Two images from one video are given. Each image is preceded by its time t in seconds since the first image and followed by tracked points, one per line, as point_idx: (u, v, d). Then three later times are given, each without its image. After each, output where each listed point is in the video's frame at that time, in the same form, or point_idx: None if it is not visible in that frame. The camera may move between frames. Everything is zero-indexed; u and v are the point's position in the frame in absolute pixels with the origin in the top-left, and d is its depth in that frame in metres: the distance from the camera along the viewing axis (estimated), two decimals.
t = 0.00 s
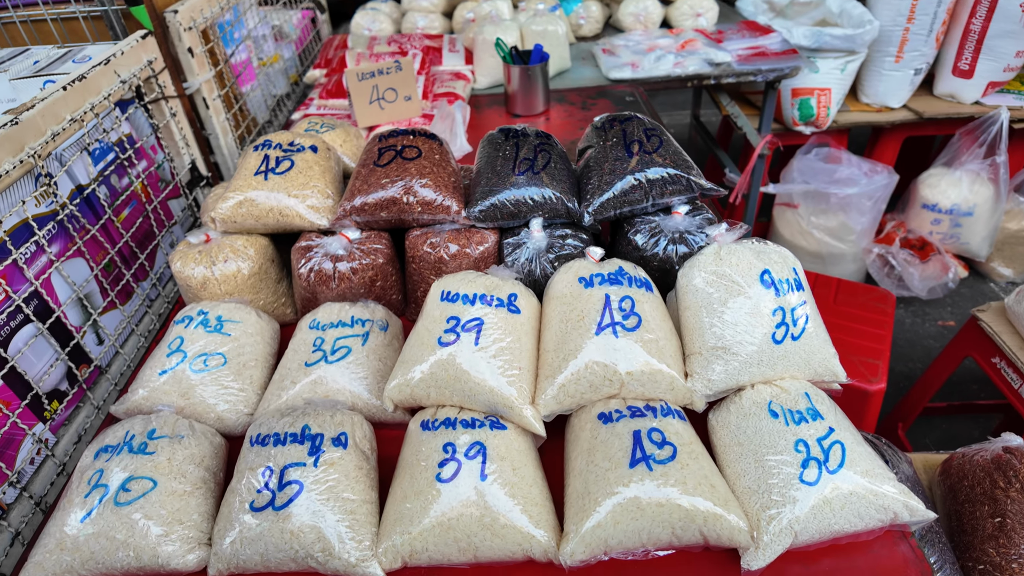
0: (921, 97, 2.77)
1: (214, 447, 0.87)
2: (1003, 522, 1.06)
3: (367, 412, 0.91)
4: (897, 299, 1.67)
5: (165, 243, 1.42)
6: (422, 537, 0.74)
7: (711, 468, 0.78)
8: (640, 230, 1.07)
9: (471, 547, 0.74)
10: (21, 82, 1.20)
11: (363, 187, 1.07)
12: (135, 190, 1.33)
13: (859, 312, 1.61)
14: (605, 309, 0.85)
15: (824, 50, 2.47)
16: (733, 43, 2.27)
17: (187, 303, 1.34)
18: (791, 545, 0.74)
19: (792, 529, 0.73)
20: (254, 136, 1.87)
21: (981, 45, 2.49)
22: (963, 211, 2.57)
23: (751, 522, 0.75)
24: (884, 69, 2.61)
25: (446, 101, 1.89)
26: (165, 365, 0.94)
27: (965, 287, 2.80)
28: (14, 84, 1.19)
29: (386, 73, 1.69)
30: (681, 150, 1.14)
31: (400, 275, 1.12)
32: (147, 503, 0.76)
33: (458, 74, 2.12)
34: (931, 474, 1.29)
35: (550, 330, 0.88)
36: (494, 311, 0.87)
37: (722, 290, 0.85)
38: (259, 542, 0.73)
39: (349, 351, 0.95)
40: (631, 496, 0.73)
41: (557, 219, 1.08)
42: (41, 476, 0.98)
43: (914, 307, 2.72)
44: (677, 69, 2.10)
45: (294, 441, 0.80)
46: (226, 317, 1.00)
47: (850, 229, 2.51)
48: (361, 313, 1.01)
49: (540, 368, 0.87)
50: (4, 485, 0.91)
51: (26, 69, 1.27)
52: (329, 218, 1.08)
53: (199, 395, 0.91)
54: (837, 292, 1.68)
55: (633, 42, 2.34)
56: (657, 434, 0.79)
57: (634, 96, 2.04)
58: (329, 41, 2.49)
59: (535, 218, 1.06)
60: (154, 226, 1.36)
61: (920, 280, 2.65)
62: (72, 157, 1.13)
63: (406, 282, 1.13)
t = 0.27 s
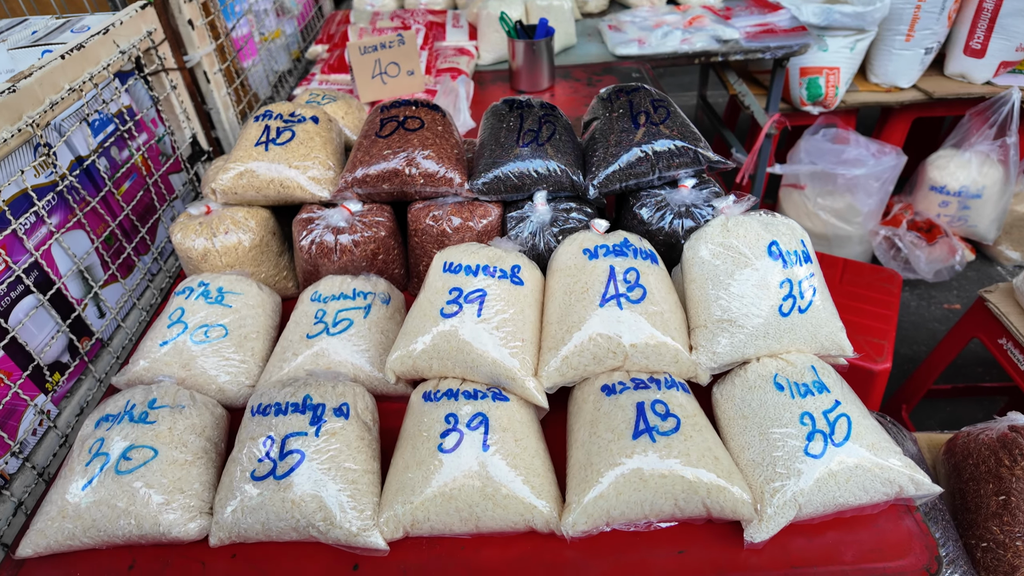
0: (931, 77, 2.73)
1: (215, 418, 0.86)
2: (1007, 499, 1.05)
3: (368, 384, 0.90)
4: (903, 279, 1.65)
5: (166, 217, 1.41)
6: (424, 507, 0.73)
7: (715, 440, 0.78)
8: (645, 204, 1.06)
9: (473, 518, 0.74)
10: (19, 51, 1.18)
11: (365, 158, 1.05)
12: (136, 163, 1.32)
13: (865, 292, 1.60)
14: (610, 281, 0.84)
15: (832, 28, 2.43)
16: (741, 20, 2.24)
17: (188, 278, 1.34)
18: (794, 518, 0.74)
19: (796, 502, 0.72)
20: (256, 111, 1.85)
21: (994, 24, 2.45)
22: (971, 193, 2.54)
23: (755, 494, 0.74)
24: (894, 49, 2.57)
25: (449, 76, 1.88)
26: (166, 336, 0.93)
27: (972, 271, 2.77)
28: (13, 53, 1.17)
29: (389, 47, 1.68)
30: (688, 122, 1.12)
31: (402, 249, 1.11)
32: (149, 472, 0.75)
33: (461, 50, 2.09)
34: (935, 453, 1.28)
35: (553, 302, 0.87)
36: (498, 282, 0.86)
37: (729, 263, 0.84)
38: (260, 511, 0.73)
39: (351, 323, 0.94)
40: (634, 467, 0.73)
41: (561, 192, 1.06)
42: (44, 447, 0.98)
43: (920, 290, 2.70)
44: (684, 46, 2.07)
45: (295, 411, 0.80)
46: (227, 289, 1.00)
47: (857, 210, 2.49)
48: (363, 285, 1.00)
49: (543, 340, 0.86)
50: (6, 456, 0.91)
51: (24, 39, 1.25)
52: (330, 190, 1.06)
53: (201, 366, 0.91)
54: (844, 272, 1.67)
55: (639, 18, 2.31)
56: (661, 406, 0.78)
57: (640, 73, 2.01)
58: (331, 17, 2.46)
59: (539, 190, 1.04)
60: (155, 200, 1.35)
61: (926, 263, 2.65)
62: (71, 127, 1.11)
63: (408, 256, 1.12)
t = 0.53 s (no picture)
0: (938, 65, 2.71)
1: (217, 406, 0.86)
2: (1009, 490, 1.05)
3: (370, 373, 0.90)
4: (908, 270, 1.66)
5: (167, 204, 1.40)
6: (425, 496, 0.73)
7: (716, 430, 0.77)
8: (648, 192, 1.05)
9: (473, 507, 0.74)
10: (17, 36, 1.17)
11: (366, 146, 1.05)
12: (136, 150, 1.31)
13: (867, 281, 1.61)
14: (611, 270, 0.84)
15: (838, 16, 2.40)
16: (746, 7, 2.21)
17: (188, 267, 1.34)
18: (795, 508, 0.74)
19: (797, 493, 0.72)
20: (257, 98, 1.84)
21: (1004, 11, 2.41)
22: (976, 183, 2.53)
23: (756, 485, 0.74)
24: (901, 37, 2.55)
25: (451, 63, 1.87)
26: (167, 324, 0.93)
27: (976, 261, 2.76)
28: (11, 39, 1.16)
29: (390, 33, 1.66)
30: (692, 109, 1.11)
31: (403, 238, 1.10)
32: (150, 460, 0.76)
33: (463, 36, 2.07)
34: (937, 444, 1.28)
35: (555, 292, 0.87)
36: (499, 271, 0.85)
37: (731, 253, 0.84)
38: (260, 499, 0.73)
39: (352, 312, 0.94)
40: (635, 457, 0.73)
41: (563, 180, 1.05)
42: (46, 435, 0.98)
43: (924, 280, 2.69)
44: (688, 32, 2.05)
45: (296, 400, 0.80)
46: (228, 277, 0.99)
47: (861, 200, 2.48)
48: (365, 274, 0.99)
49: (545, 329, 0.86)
50: (7, 443, 0.92)
51: (22, 24, 1.24)
52: (331, 177, 1.06)
53: (201, 355, 0.90)
54: (847, 262, 1.67)
55: (644, 4, 2.28)
56: (662, 396, 0.78)
57: (644, 61, 1.99)
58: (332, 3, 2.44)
59: (541, 179, 1.04)
60: (155, 187, 1.35)
61: (930, 253, 2.61)
62: (70, 114, 1.11)
63: (409, 245, 1.12)
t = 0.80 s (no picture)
0: (943, 56, 2.68)
1: (215, 400, 0.86)
2: (1010, 487, 1.05)
3: (368, 367, 0.90)
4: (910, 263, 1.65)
5: (166, 196, 1.40)
6: (423, 491, 0.73)
7: (715, 426, 0.77)
8: (649, 185, 1.04)
9: (471, 502, 0.74)
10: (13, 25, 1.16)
11: (365, 138, 1.04)
12: (135, 141, 1.30)
13: (870, 276, 1.60)
14: (611, 265, 0.83)
15: (844, 6, 2.39)
16: None
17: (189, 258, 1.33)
18: (794, 505, 0.73)
19: (796, 489, 0.72)
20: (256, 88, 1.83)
21: (1011, 2, 2.38)
22: (981, 176, 2.51)
23: (754, 481, 0.74)
24: (906, 27, 2.52)
25: (452, 53, 1.85)
26: (165, 317, 0.93)
27: (979, 254, 2.75)
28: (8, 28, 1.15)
29: (390, 23, 1.65)
30: (695, 102, 1.09)
31: (402, 231, 1.10)
32: (148, 454, 0.76)
33: (465, 26, 2.05)
34: (938, 439, 1.28)
35: (554, 286, 0.86)
36: (498, 266, 0.85)
37: (732, 248, 0.83)
38: (258, 494, 0.73)
39: (351, 306, 0.93)
40: (634, 453, 0.72)
41: (564, 173, 1.05)
42: (45, 427, 0.98)
43: (926, 274, 2.68)
44: (692, 23, 2.03)
45: (294, 394, 0.80)
46: (226, 270, 0.99)
47: (864, 192, 2.46)
48: (363, 268, 0.99)
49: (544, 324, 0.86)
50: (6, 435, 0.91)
51: (19, 13, 1.22)
52: (330, 170, 1.05)
53: (200, 348, 0.90)
54: (850, 255, 1.65)
55: None
56: (661, 392, 0.78)
57: (647, 52, 1.97)
58: None
59: (541, 172, 1.03)
60: (153, 179, 1.34)
61: (933, 246, 2.63)
62: (67, 105, 1.10)
63: (409, 238, 1.11)
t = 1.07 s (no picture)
0: (948, 49, 2.66)
1: (214, 395, 0.87)
2: (1004, 483, 1.05)
3: (367, 364, 0.90)
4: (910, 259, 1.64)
5: (166, 189, 1.40)
6: (420, 487, 0.74)
7: (711, 424, 0.78)
8: (648, 182, 1.04)
9: (467, 498, 0.74)
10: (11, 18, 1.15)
11: (363, 133, 1.04)
12: (134, 135, 1.30)
13: (871, 272, 1.60)
14: (608, 263, 0.83)
15: None
16: None
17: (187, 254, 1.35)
18: (788, 502, 0.74)
19: (790, 487, 0.72)
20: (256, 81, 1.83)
21: None
22: (983, 170, 2.51)
23: (749, 478, 0.74)
24: (911, 20, 2.50)
25: (453, 45, 1.84)
26: (164, 313, 0.93)
27: (981, 249, 2.74)
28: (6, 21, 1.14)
29: (390, 16, 1.64)
30: (694, 97, 1.09)
31: (401, 227, 1.10)
32: (147, 450, 0.76)
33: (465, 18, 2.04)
34: (934, 435, 1.28)
35: (552, 284, 0.86)
36: (495, 263, 0.85)
37: (729, 246, 0.83)
38: (257, 489, 0.74)
39: (349, 302, 0.93)
40: (629, 450, 0.73)
41: (563, 169, 1.05)
42: (47, 421, 1.00)
43: (927, 268, 2.68)
44: (694, 15, 2.01)
45: (292, 390, 0.80)
46: (225, 266, 0.99)
47: (866, 187, 2.46)
48: (362, 263, 0.99)
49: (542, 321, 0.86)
50: (9, 429, 0.93)
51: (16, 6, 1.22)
52: (328, 165, 1.05)
53: (198, 344, 0.91)
54: (850, 250, 1.66)
55: None
56: (657, 390, 0.78)
57: (648, 45, 1.96)
58: None
59: (540, 168, 1.03)
60: (153, 173, 1.35)
61: (935, 241, 2.59)
62: (66, 99, 1.10)
63: (407, 234, 1.12)
